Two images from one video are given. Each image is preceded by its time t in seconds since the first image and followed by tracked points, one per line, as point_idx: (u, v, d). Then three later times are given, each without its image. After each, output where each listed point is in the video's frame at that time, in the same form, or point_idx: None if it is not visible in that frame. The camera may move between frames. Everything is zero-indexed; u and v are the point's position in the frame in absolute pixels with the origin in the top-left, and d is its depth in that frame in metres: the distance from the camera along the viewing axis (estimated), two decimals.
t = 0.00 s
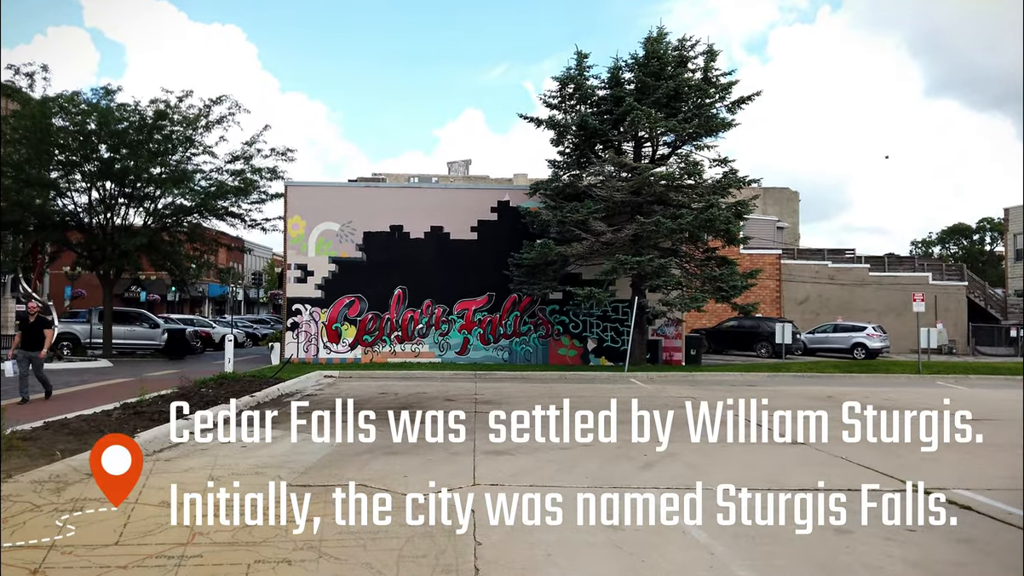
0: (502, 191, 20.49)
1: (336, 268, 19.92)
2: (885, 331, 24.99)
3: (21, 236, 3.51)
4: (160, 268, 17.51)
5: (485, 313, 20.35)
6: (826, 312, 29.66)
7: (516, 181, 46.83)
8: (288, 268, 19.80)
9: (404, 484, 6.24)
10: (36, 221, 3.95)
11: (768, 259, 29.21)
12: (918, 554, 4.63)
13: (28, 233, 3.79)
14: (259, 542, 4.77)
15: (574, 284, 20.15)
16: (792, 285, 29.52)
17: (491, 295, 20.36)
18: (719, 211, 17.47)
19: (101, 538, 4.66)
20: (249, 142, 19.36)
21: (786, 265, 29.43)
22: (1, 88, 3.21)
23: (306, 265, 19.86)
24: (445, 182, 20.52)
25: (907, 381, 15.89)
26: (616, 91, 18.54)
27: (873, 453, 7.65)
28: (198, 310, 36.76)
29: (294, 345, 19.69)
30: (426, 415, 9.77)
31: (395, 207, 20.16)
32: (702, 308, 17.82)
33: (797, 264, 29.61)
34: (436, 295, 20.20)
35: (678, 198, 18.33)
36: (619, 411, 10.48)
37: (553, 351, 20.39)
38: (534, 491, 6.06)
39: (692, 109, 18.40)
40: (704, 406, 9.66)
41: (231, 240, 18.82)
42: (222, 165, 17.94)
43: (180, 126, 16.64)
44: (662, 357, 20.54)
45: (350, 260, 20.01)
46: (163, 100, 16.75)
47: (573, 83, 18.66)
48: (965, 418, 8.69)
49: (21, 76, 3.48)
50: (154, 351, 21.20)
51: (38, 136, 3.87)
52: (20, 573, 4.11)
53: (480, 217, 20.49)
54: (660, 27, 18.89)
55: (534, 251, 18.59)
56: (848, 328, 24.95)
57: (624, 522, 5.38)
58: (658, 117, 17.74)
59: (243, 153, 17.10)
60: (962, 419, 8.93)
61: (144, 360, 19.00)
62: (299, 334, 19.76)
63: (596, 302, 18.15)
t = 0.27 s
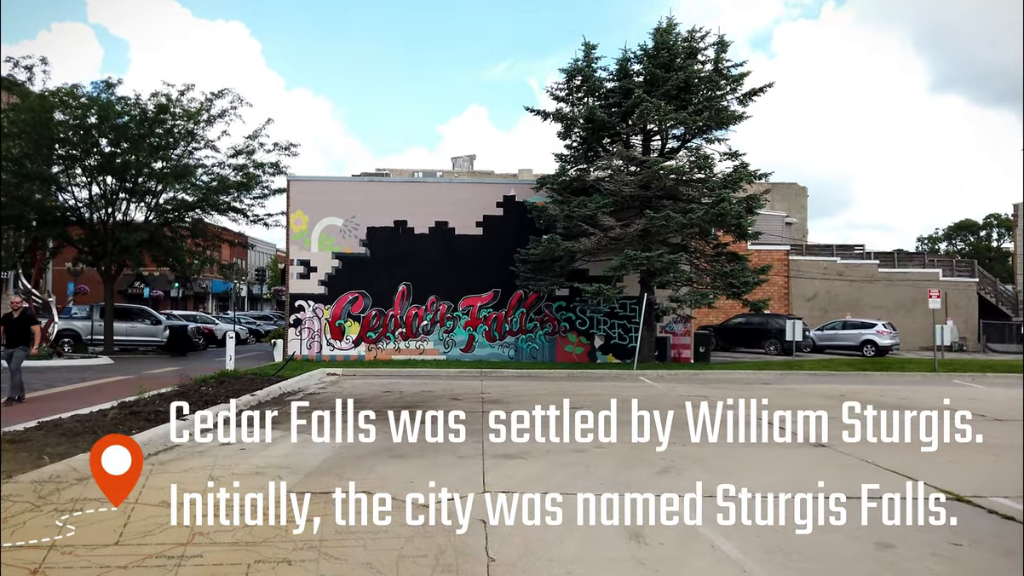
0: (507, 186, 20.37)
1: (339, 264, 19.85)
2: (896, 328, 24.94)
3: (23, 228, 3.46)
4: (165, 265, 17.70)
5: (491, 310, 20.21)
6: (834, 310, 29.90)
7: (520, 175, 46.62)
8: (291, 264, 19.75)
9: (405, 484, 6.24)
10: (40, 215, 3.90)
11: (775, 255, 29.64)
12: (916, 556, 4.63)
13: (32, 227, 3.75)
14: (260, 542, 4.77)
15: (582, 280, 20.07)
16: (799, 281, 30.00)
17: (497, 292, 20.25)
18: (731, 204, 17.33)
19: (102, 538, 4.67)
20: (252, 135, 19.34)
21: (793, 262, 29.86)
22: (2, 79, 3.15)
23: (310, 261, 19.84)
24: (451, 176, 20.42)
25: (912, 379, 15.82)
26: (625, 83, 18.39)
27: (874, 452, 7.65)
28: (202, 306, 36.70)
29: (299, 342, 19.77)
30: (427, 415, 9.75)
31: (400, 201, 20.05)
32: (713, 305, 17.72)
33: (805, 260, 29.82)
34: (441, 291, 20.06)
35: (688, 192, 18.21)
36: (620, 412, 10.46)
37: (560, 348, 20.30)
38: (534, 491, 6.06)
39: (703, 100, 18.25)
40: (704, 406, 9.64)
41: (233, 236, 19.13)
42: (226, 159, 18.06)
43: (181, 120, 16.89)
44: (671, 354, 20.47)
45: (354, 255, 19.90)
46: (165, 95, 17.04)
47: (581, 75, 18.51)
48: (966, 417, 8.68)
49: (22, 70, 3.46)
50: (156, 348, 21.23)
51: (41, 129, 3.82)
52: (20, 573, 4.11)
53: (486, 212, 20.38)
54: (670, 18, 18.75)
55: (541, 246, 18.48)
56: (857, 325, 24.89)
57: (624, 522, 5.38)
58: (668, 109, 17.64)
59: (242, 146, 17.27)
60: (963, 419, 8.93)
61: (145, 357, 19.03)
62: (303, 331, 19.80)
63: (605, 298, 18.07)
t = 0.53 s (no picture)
0: (509, 180, 20.27)
1: (339, 259, 19.83)
2: (902, 325, 24.58)
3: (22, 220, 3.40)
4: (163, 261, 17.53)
5: (492, 306, 20.14)
6: (839, 306, 29.86)
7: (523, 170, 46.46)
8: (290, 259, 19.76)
9: (405, 484, 6.24)
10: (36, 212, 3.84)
11: (781, 250, 29.26)
12: (918, 556, 4.64)
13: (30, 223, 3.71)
14: (260, 542, 4.78)
15: (585, 275, 20.01)
16: (804, 277, 29.75)
17: (499, 288, 20.18)
18: (739, 197, 17.18)
19: (101, 538, 4.66)
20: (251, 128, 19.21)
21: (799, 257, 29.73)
22: None
23: (309, 256, 19.82)
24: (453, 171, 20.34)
25: (914, 378, 15.80)
26: (631, 74, 18.25)
27: (876, 452, 7.65)
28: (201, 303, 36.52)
29: (296, 338, 19.63)
30: (426, 415, 9.75)
31: (401, 195, 20.02)
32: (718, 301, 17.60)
33: (810, 256, 29.78)
34: (442, 287, 20.04)
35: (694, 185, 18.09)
36: (619, 411, 10.44)
37: (563, 345, 20.20)
38: (534, 491, 6.07)
39: (709, 92, 18.13)
40: (704, 405, 9.62)
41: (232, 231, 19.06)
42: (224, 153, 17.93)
43: (178, 114, 16.98)
44: (675, 351, 20.53)
45: (354, 250, 19.89)
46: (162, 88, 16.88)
47: (586, 66, 18.37)
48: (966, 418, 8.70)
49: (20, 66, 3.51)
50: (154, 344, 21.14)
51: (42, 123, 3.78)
52: (20, 573, 4.11)
53: (488, 207, 20.29)
54: (676, 8, 18.62)
55: (544, 241, 18.34)
56: (864, 322, 24.69)
57: (624, 522, 5.39)
58: (673, 101, 17.50)
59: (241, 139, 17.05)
60: (961, 419, 8.95)
61: (142, 354, 18.97)
62: (301, 327, 19.67)
63: (609, 294, 17.91)
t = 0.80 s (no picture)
0: (511, 176, 20.21)
1: (340, 256, 19.77)
2: (909, 322, 24.42)
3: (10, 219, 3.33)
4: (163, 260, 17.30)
5: (496, 303, 20.13)
6: (845, 303, 29.82)
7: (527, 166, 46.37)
8: (290, 256, 19.65)
9: (405, 484, 6.25)
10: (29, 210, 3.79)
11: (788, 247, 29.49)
12: (917, 556, 4.64)
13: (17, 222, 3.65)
14: (260, 542, 4.78)
15: (590, 272, 19.90)
16: (812, 274, 30.10)
17: (502, 285, 20.13)
18: (748, 192, 17.03)
19: (101, 538, 4.67)
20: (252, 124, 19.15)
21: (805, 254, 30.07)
22: None
23: (308, 253, 19.77)
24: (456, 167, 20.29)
25: (916, 377, 15.76)
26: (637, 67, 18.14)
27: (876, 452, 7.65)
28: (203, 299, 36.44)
29: (297, 336, 19.57)
30: (426, 415, 9.78)
31: (403, 192, 19.98)
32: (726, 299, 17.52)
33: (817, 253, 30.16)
34: (444, 284, 20.00)
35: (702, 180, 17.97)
36: (619, 411, 10.44)
37: (566, 343, 20.22)
38: (535, 491, 6.07)
39: (716, 85, 18.02)
40: (704, 405, 9.60)
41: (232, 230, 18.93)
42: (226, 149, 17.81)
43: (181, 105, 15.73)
44: (681, 349, 20.44)
45: (355, 247, 19.83)
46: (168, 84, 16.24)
47: (591, 59, 18.29)
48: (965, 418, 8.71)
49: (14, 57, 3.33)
50: (153, 342, 21.18)
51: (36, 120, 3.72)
52: (20, 573, 4.11)
53: (491, 203, 20.24)
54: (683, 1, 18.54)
55: (549, 237, 18.21)
56: (871, 319, 24.72)
57: (624, 521, 5.39)
58: (680, 94, 17.33)
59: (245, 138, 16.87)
60: (961, 419, 8.96)
61: (141, 352, 18.94)
62: (301, 326, 19.62)
63: (616, 290, 17.77)
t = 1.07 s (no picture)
0: (520, 168, 19.39)
1: (344, 252, 18.92)
2: (921, 320, 24.19)
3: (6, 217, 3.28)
4: (162, 253, 17.17)
5: (502, 299, 19.28)
6: (855, 300, 29.53)
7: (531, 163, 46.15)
8: (292, 250, 18.82)
9: (405, 484, 6.25)
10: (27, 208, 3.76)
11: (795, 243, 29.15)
12: (916, 556, 4.65)
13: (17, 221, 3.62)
14: (260, 542, 4.77)
15: (597, 267, 19.35)
16: (821, 269, 29.68)
17: (508, 281, 19.30)
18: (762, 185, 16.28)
19: (101, 538, 4.67)
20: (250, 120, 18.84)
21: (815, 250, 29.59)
22: None
23: (311, 248, 18.90)
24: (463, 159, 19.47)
25: (920, 376, 15.70)
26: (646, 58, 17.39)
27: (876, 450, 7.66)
28: (205, 296, 36.25)
29: (299, 333, 18.75)
30: (426, 415, 9.78)
31: (407, 185, 19.10)
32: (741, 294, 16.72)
33: (826, 248, 29.72)
34: (448, 280, 19.15)
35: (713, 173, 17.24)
36: (619, 410, 10.42)
37: (574, 340, 19.39)
38: (535, 491, 6.07)
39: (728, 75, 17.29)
40: (704, 405, 9.58)
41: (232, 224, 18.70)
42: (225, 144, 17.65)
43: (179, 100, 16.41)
44: (691, 346, 19.80)
45: (359, 242, 18.99)
46: (159, 75, 16.47)
47: (599, 49, 17.52)
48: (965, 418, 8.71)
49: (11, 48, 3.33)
50: (154, 339, 21.09)
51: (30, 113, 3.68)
52: (21, 573, 4.11)
53: (496, 197, 19.37)
54: None
55: (555, 233, 17.51)
56: (881, 315, 24.39)
57: (625, 522, 5.39)
58: (691, 84, 16.63)
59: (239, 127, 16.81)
60: (962, 419, 8.95)
61: (141, 349, 18.89)
62: (303, 322, 18.79)
63: (626, 288, 17.02)
